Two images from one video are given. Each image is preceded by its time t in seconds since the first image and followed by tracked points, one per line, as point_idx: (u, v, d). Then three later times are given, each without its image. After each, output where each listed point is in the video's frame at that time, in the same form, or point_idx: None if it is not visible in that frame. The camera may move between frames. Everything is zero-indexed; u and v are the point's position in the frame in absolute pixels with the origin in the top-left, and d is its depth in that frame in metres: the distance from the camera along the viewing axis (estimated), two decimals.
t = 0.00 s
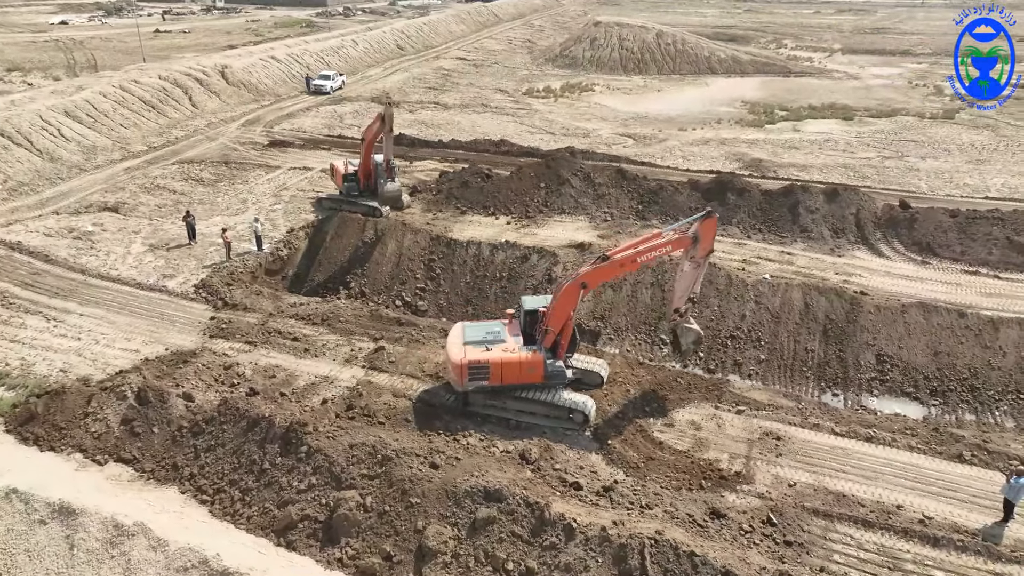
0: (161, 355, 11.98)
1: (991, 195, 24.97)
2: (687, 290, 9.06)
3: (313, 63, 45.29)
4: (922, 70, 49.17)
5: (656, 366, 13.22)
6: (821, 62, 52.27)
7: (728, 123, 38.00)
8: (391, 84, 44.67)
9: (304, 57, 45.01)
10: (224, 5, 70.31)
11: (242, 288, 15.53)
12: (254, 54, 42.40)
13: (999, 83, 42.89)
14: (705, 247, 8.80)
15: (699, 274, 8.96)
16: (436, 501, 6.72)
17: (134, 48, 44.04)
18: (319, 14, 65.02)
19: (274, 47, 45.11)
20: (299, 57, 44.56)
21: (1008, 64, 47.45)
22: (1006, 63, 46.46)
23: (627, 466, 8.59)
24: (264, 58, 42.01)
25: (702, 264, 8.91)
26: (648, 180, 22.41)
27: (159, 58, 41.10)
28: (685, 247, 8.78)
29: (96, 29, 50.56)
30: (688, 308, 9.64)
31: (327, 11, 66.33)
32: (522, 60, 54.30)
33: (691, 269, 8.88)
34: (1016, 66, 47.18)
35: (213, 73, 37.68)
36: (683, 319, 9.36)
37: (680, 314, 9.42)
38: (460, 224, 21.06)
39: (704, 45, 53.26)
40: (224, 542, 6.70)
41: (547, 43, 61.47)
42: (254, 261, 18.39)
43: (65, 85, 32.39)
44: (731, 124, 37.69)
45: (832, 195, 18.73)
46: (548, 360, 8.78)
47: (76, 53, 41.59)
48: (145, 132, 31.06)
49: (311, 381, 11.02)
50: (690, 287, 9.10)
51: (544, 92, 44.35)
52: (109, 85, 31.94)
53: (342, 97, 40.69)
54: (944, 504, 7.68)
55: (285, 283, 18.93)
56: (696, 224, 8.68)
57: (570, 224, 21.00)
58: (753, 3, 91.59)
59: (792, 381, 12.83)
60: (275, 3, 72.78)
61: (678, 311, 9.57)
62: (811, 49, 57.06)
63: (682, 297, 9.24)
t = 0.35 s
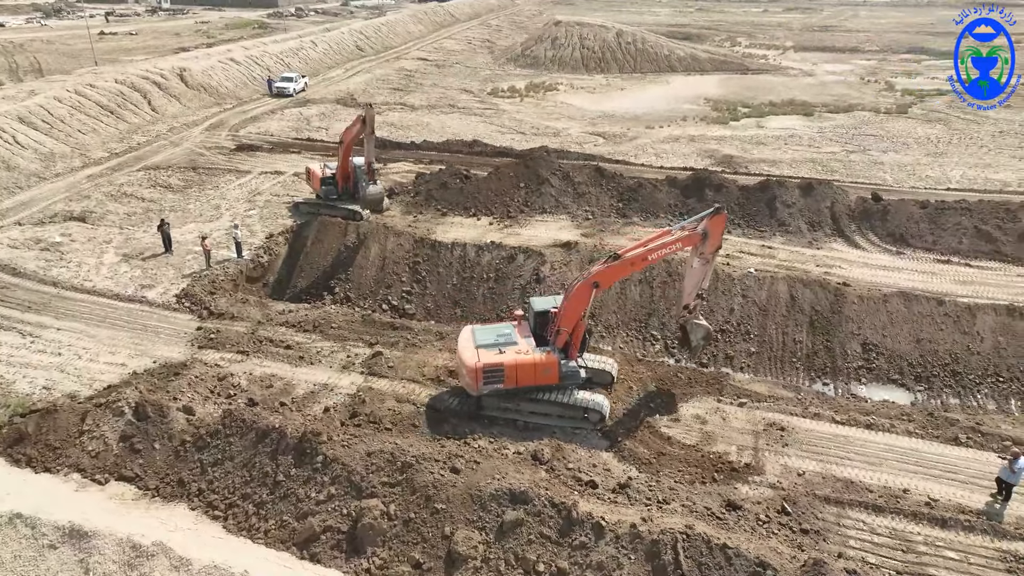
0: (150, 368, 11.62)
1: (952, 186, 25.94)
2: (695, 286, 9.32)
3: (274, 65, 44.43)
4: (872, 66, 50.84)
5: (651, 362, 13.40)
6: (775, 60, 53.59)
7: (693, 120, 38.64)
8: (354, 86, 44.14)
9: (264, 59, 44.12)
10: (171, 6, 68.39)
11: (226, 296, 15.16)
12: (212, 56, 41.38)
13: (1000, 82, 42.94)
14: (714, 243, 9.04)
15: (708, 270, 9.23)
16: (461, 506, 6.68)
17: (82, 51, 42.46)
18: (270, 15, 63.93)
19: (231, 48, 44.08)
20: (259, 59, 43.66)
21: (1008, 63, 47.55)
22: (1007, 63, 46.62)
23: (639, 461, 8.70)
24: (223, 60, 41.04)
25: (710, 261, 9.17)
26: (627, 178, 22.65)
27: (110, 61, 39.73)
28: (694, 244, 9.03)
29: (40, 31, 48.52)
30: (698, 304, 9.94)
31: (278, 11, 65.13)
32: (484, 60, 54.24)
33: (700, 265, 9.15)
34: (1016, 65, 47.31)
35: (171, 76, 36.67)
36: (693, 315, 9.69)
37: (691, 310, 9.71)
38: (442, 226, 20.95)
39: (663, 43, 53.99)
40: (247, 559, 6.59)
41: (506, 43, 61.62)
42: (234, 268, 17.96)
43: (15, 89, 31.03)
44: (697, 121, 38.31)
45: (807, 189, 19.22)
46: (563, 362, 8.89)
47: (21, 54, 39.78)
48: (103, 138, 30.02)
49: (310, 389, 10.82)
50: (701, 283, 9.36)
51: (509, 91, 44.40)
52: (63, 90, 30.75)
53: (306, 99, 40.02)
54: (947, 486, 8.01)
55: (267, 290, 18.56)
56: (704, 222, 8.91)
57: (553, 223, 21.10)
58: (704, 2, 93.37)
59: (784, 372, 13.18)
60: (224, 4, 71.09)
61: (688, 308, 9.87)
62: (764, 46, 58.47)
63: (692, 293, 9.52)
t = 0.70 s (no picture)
0: (140, 381, 11.30)
1: (915, 178, 26.89)
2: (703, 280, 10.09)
3: (233, 67, 43.48)
4: (824, 63, 52.34)
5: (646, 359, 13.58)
6: (732, 58, 54.74)
7: (659, 118, 39.13)
8: (318, 87, 43.48)
9: (223, 61, 43.13)
10: (115, 7, 66.28)
11: (212, 305, 14.82)
12: (169, 58, 40.26)
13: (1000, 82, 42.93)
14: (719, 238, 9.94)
15: (713, 264, 10.10)
16: (488, 510, 6.88)
17: (28, 54, 40.79)
18: (219, 16, 62.53)
19: (188, 51, 42.94)
20: (218, 62, 42.66)
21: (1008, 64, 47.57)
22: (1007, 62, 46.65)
23: (650, 457, 8.83)
24: (180, 63, 39.98)
25: (716, 255, 10.06)
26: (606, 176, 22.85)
27: (57, 65, 38.16)
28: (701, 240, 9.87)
29: None
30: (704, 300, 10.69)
31: (228, 13, 63.65)
32: (445, 60, 54.01)
33: (708, 259, 10.00)
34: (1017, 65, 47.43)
35: (128, 79, 35.59)
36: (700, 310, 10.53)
37: (698, 305, 10.53)
38: (424, 227, 20.82)
39: (624, 43, 54.53)
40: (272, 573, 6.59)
41: (466, 43, 61.51)
42: (216, 276, 17.54)
43: None
44: (663, 119, 38.83)
45: (783, 183, 19.68)
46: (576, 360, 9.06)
47: None
48: (60, 144, 28.94)
49: (310, 397, 10.67)
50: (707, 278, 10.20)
51: (473, 92, 44.32)
52: (15, 95, 29.52)
53: (270, 102, 39.26)
54: (947, 469, 8.34)
55: (250, 297, 18.19)
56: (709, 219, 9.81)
57: (535, 223, 21.16)
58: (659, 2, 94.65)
59: (774, 364, 13.52)
60: (172, 6, 69.00)
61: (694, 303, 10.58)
62: (719, 45, 59.64)
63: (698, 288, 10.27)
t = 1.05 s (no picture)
0: (131, 396, 10.95)
1: (879, 172, 27.76)
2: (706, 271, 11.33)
3: (191, 70, 42.39)
4: (779, 61, 53.61)
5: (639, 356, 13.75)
6: (689, 56, 55.74)
7: (626, 117, 39.51)
8: (279, 89, 42.70)
9: (180, 63, 41.99)
10: (56, 7, 63.87)
11: (197, 314, 14.44)
12: (124, 60, 38.98)
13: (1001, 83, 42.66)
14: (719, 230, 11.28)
15: (714, 256, 11.45)
16: (514, 512, 6.96)
17: None
18: (167, 17, 60.72)
19: (142, 52, 41.66)
20: (175, 64, 41.51)
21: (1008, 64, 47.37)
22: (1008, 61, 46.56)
23: (659, 452, 8.96)
24: (136, 65, 38.77)
25: (716, 247, 11.41)
26: (584, 175, 23.00)
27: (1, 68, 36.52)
28: (705, 234, 11.20)
29: None
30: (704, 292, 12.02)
31: (176, 14, 61.83)
32: (406, 61, 53.56)
33: (710, 250, 11.36)
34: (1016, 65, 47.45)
35: (81, 83, 34.39)
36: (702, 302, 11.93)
37: (701, 297, 11.85)
38: (406, 230, 20.65)
39: (585, 42, 54.89)
40: None
41: (426, 43, 61.16)
42: (195, 285, 17.07)
43: None
44: (629, 117, 39.24)
45: (759, 178, 20.13)
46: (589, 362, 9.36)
47: None
48: (13, 152, 27.76)
49: (311, 406, 10.50)
50: (708, 268, 11.54)
51: (438, 92, 44.08)
52: None
53: (232, 105, 38.39)
54: (945, 452, 8.69)
55: (231, 306, 17.78)
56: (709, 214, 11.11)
57: (517, 223, 21.21)
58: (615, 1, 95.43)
59: (763, 357, 13.86)
60: (116, 7, 66.60)
61: (697, 294, 11.82)
62: (676, 43, 60.64)
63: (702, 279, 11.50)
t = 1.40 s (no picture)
0: (123, 412, 10.64)
1: (845, 167, 28.59)
2: (703, 265, 11.73)
3: (146, 73, 41.16)
4: (735, 59, 54.80)
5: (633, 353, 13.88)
6: (647, 55, 56.60)
7: (593, 116, 39.84)
8: (240, 92, 41.82)
9: (134, 67, 40.72)
10: None
11: (182, 326, 14.07)
12: (75, 64, 37.58)
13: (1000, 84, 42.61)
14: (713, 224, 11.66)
15: (708, 249, 11.86)
16: (541, 514, 7.25)
17: None
18: (111, 19, 58.73)
19: (93, 55, 40.24)
20: (128, 67, 40.22)
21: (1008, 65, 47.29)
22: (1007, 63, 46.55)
23: (668, 448, 9.11)
24: (88, 69, 37.43)
25: (710, 241, 11.82)
26: (562, 175, 23.14)
27: None
28: (700, 228, 11.58)
29: None
30: (699, 285, 12.47)
31: (121, 16, 60.02)
32: (365, 62, 53.05)
33: (705, 243, 11.75)
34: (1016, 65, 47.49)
35: (32, 88, 33.06)
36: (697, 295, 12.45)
37: (697, 292, 12.41)
38: (387, 233, 20.46)
39: (546, 42, 55.19)
40: None
41: (385, 44, 60.66)
42: (176, 295, 16.59)
43: None
44: (597, 116, 39.57)
45: (735, 175, 20.58)
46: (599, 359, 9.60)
47: None
48: None
49: (313, 415, 10.34)
50: (702, 261, 11.95)
51: (402, 93, 43.79)
52: None
53: (192, 109, 37.42)
54: (940, 436, 9.09)
55: (212, 316, 17.32)
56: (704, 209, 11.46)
57: (499, 223, 21.22)
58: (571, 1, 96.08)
59: (752, 349, 14.18)
60: (56, 8, 64.05)
61: (694, 287, 12.30)
62: (633, 42, 61.49)
63: (698, 272, 11.94)
